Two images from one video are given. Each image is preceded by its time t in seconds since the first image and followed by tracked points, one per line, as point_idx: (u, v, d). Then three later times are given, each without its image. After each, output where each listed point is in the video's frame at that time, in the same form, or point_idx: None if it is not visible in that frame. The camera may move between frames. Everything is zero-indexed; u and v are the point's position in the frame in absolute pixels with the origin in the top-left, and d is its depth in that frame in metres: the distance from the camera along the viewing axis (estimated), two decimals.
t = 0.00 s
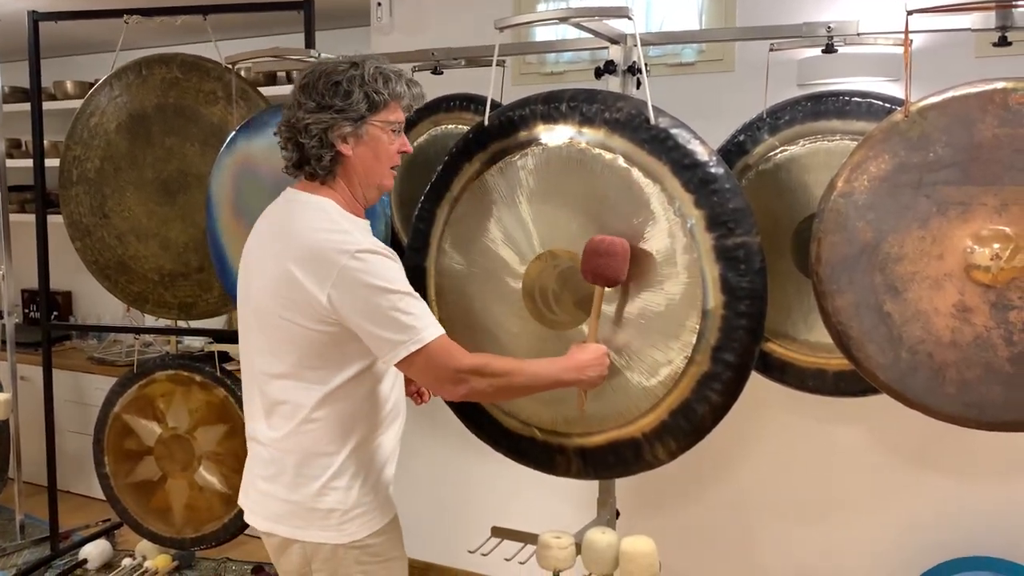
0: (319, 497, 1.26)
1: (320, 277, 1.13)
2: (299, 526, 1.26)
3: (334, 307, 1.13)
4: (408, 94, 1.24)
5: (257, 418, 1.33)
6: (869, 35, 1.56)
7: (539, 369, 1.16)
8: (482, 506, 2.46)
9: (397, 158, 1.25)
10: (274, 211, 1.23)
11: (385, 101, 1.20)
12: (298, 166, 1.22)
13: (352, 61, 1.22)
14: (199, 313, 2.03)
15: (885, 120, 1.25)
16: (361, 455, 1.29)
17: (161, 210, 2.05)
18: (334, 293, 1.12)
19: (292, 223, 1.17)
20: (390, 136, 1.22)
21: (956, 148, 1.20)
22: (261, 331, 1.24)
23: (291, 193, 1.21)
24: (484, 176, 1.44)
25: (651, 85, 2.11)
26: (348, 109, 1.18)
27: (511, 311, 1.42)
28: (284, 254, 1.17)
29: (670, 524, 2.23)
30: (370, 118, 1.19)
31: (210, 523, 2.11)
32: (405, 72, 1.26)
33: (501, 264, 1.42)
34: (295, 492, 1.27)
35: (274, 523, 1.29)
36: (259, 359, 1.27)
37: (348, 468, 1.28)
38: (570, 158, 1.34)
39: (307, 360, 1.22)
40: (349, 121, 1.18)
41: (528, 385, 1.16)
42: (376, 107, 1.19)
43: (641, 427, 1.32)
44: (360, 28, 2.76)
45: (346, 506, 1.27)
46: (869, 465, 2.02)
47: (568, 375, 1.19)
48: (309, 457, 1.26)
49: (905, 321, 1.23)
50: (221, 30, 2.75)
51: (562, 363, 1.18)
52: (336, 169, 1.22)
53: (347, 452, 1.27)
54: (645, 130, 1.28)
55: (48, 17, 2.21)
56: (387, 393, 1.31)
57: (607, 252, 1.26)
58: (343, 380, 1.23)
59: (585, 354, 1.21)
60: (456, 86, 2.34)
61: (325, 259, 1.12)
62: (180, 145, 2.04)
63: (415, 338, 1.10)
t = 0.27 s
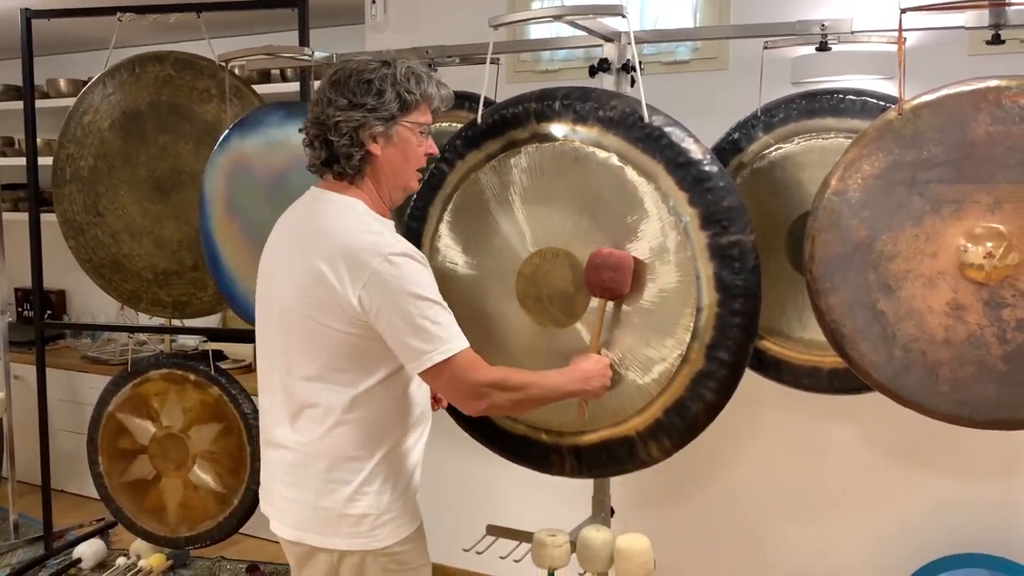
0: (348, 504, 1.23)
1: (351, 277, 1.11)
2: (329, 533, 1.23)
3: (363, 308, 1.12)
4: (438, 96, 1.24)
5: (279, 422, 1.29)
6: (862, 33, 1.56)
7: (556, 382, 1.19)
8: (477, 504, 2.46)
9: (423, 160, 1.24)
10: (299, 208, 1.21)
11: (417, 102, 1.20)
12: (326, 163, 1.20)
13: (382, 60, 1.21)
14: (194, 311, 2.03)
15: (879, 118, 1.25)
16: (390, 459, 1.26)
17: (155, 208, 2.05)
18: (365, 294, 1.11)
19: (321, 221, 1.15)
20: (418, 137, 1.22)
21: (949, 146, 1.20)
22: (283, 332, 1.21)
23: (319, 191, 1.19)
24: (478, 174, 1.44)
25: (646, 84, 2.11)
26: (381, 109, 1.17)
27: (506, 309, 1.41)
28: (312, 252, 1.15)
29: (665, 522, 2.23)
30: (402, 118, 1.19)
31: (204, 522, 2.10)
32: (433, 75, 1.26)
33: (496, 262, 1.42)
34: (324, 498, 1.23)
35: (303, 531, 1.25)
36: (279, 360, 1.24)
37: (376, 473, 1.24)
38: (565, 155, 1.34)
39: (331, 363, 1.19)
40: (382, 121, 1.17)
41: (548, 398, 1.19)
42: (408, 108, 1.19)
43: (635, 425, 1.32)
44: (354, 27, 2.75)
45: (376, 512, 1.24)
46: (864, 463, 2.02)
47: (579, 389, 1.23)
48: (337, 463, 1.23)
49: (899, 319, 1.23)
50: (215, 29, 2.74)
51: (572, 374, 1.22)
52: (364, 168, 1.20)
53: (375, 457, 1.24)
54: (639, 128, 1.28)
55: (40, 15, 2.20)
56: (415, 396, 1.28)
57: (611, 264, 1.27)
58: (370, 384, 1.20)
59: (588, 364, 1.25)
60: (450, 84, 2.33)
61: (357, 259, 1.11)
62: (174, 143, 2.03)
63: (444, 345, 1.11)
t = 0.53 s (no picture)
0: (364, 512, 1.22)
1: (373, 280, 1.10)
2: (344, 542, 1.22)
3: (384, 312, 1.11)
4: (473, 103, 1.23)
5: (293, 428, 1.28)
6: (857, 33, 1.56)
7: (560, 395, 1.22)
8: (474, 504, 2.46)
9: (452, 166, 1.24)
10: (320, 206, 1.20)
11: (452, 107, 1.19)
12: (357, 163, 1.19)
13: (420, 62, 1.20)
14: (189, 311, 2.03)
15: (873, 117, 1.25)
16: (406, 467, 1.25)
17: (151, 208, 2.05)
18: (386, 298, 1.10)
19: (344, 222, 1.14)
20: (450, 144, 1.21)
21: (943, 146, 1.20)
22: (300, 334, 1.20)
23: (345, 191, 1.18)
24: (473, 174, 1.43)
25: (641, 83, 2.11)
26: (417, 112, 1.16)
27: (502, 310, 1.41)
28: (333, 252, 1.13)
29: (661, 521, 2.23)
30: (437, 123, 1.18)
31: (201, 523, 2.10)
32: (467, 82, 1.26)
33: (493, 263, 1.42)
34: (340, 507, 1.22)
35: (317, 541, 1.24)
36: (294, 362, 1.23)
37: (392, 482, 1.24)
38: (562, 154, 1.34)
39: (348, 367, 1.18)
40: (417, 124, 1.16)
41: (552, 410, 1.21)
42: (443, 113, 1.18)
43: (631, 425, 1.32)
44: (350, 26, 2.75)
45: (392, 520, 1.24)
46: (859, 462, 2.03)
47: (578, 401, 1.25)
48: (353, 471, 1.22)
49: (894, 318, 1.23)
50: (210, 29, 2.74)
51: (574, 386, 1.24)
52: (395, 171, 1.19)
53: (391, 465, 1.23)
54: (635, 127, 1.28)
55: (35, 15, 2.20)
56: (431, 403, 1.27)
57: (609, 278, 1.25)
58: (387, 390, 1.19)
59: (585, 374, 1.26)
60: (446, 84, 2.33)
61: (380, 262, 1.10)
62: (169, 143, 2.03)
63: (462, 355, 1.10)
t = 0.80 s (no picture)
0: (362, 520, 1.22)
1: (380, 287, 1.10)
2: (342, 548, 1.22)
3: (390, 320, 1.10)
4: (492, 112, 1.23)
5: (292, 431, 1.27)
6: (853, 34, 1.57)
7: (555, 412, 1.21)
8: (471, 505, 2.46)
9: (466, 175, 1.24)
10: (332, 209, 1.19)
11: (472, 118, 1.19)
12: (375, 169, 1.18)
13: (442, 70, 1.19)
14: (187, 313, 2.03)
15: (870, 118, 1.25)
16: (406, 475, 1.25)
17: (148, 209, 2.04)
18: (393, 306, 1.09)
19: (354, 227, 1.13)
20: (467, 154, 1.21)
21: (940, 146, 1.21)
22: (304, 337, 1.19)
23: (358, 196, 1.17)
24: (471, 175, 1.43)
25: (638, 84, 2.11)
26: (440, 123, 1.15)
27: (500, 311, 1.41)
28: (342, 256, 1.13)
29: (659, 522, 2.24)
30: (456, 134, 1.18)
31: (198, 524, 2.09)
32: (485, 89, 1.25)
33: (491, 265, 1.41)
34: (338, 513, 1.22)
35: (313, 546, 1.24)
36: (297, 365, 1.22)
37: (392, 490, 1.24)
38: (559, 155, 1.34)
39: (351, 372, 1.17)
40: (438, 135, 1.16)
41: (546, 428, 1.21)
42: (463, 124, 1.18)
43: (629, 425, 1.32)
44: (347, 27, 2.75)
45: (391, 527, 1.24)
46: (857, 462, 2.03)
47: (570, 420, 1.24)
48: (352, 479, 1.21)
49: (891, 319, 1.23)
50: (207, 29, 2.74)
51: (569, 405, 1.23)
52: (412, 179, 1.19)
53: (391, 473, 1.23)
54: (632, 128, 1.28)
55: (31, 16, 2.20)
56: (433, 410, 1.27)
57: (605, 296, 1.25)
58: (388, 397, 1.19)
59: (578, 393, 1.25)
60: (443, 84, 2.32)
61: (389, 269, 1.09)
62: (166, 144, 2.02)
63: (465, 367, 1.10)
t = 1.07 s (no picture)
0: (352, 520, 1.22)
1: (380, 292, 1.10)
2: (331, 549, 1.22)
3: (388, 326, 1.11)
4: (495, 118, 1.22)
5: (283, 432, 1.27)
6: (851, 34, 1.57)
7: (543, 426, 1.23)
8: (471, 505, 2.46)
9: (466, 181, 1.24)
10: (332, 210, 1.19)
11: (473, 125, 1.18)
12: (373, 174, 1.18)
13: (443, 75, 1.18)
14: (186, 313, 2.03)
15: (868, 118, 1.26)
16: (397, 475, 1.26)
17: (147, 210, 2.04)
18: (392, 312, 1.09)
19: (355, 230, 1.13)
20: (467, 160, 1.21)
21: (937, 147, 1.21)
22: (299, 337, 1.19)
23: (358, 199, 1.17)
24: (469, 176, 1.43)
25: (637, 85, 2.11)
26: (439, 131, 1.15)
27: (500, 311, 1.41)
28: (341, 259, 1.13)
29: (658, 522, 2.24)
30: (455, 141, 1.18)
31: (197, 526, 2.09)
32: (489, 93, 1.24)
33: (490, 265, 1.41)
34: (328, 513, 1.22)
35: (302, 546, 1.24)
36: (290, 365, 1.22)
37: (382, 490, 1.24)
38: (557, 155, 1.34)
39: (345, 374, 1.17)
40: (437, 142, 1.16)
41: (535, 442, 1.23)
42: (464, 131, 1.17)
43: (628, 425, 1.32)
44: (346, 28, 2.75)
45: (381, 527, 1.24)
46: (856, 462, 2.03)
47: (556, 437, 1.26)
48: (342, 479, 1.22)
49: (889, 319, 1.24)
50: (206, 30, 2.74)
51: (557, 421, 1.26)
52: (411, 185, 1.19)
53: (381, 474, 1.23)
54: (630, 129, 1.29)
55: (30, 17, 2.20)
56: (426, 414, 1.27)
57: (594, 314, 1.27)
58: (381, 399, 1.19)
59: (563, 409, 1.27)
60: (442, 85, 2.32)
61: (390, 275, 1.09)
62: (165, 145, 2.02)
63: (461, 376, 1.10)
